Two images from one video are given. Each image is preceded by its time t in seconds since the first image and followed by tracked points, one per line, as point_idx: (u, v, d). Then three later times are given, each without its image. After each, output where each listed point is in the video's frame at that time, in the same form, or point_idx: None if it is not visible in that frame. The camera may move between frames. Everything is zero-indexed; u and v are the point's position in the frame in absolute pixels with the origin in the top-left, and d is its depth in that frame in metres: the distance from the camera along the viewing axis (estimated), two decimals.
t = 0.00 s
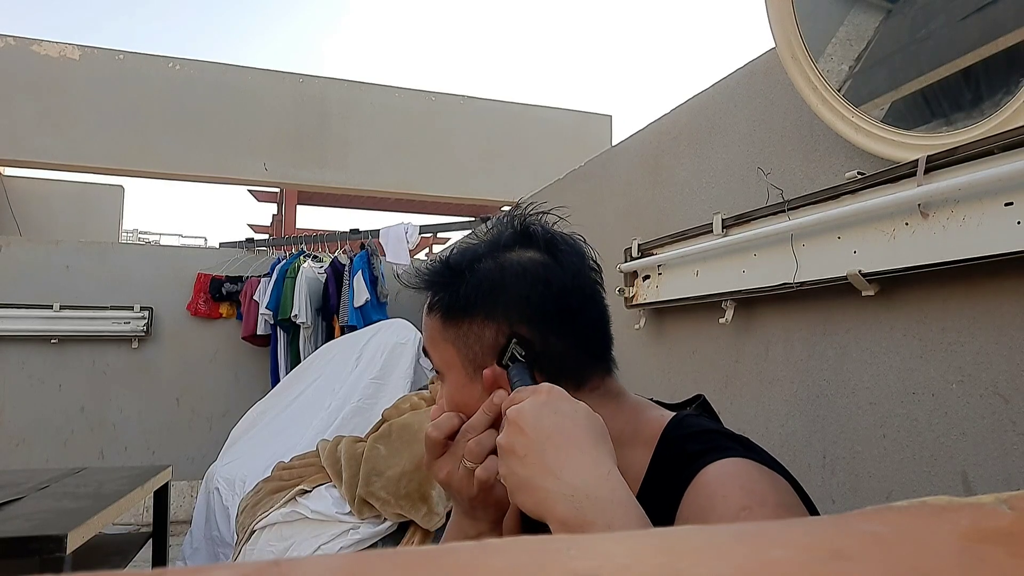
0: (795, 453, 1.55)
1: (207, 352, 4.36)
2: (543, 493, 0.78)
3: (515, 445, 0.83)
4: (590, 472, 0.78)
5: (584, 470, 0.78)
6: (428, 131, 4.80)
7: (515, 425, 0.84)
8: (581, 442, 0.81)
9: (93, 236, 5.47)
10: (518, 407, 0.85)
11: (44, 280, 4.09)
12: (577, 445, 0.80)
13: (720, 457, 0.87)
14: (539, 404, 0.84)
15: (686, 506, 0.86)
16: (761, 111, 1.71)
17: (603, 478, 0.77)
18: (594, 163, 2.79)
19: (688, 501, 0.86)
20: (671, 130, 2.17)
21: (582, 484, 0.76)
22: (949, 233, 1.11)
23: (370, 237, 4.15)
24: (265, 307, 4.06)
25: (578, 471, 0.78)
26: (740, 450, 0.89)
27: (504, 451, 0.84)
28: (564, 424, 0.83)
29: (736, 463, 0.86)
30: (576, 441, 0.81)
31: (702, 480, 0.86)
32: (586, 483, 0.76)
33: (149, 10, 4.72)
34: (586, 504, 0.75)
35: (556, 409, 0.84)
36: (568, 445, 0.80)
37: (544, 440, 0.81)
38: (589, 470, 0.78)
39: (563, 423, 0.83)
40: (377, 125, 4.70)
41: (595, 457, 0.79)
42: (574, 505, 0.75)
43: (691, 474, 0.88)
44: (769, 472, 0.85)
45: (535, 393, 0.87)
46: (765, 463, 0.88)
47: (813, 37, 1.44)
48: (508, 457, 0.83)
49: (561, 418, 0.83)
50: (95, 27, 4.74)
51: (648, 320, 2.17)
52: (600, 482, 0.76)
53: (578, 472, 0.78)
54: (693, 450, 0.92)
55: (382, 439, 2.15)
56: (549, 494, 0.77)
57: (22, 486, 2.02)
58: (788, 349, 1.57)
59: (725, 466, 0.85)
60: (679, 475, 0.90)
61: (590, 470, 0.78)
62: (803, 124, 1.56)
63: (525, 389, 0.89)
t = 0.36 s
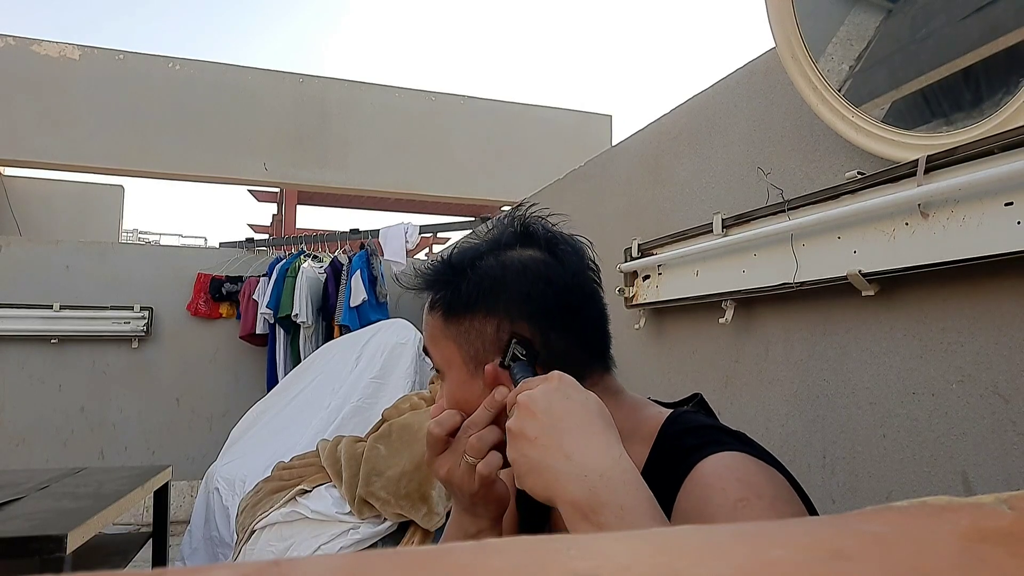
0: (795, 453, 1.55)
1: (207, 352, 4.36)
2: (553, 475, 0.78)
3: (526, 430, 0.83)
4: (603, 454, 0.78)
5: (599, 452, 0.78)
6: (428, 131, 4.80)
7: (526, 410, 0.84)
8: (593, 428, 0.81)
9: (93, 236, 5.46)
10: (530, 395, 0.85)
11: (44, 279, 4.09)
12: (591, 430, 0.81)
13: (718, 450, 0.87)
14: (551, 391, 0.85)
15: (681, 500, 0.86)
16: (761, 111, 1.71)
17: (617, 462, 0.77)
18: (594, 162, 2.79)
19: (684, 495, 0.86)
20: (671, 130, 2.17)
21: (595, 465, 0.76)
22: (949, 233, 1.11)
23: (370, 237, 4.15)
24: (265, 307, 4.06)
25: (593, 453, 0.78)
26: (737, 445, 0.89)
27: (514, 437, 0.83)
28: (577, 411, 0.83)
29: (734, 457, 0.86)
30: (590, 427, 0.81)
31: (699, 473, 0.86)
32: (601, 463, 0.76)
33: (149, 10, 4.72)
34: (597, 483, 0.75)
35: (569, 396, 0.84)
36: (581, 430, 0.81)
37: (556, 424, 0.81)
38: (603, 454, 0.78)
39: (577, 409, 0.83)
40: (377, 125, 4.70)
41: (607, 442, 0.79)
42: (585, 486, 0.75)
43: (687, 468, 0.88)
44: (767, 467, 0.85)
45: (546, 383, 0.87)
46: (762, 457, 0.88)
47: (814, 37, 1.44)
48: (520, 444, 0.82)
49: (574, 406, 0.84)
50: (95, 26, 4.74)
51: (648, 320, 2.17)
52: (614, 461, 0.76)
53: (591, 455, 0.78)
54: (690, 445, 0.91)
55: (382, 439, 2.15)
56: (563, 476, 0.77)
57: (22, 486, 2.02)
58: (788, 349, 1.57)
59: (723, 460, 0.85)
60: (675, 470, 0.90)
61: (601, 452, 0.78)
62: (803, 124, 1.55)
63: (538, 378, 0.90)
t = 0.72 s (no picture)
0: (795, 453, 1.55)
1: (207, 352, 4.36)
2: (552, 486, 0.78)
3: (527, 439, 0.82)
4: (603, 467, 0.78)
5: (598, 464, 0.78)
6: (428, 131, 4.80)
7: (527, 419, 0.83)
8: (592, 440, 0.81)
9: (93, 236, 5.47)
10: (530, 404, 0.85)
11: (44, 280, 4.09)
12: (592, 444, 0.81)
13: (715, 455, 0.88)
14: (554, 401, 0.85)
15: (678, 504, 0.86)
16: (761, 111, 1.71)
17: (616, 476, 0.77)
18: (594, 162, 2.79)
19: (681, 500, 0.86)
20: (671, 130, 2.17)
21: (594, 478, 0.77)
22: (949, 233, 1.11)
23: (370, 237, 4.15)
24: (265, 307, 4.06)
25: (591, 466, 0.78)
26: (735, 449, 0.89)
27: (513, 444, 0.83)
28: (577, 424, 0.83)
29: (731, 462, 0.86)
30: (589, 442, 0.81)
31: (697, 477, 0.86)
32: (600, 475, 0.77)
33: (150, 11, 4.73)
34: (598, 497, 0.75)
35: (571, 409, 0.85)
36: (581, 441, 0.81)
37: (558, 436, 0.81)
38: (602, 466, 0.78)
39: (578, 422, 0.83)
40: (376, 125, 4.71)
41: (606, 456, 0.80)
42: (582, 498, 0.75)
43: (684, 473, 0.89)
44: (762, 470, 0.85)
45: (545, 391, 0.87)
46: (759, 460, 0.88)
47: (814, 37, 1.44)
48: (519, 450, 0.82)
49: (573, 418, 0.83)
50: (94, 26, 4.74)
51: (648, 320, 2.17)
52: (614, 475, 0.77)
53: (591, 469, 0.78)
54: (688, 449, 0.92)
55: (382, 439, 2.16)
56: (562, 489, 0.77)
57: (22, 486, 2.02)
58: (788, 349, 1.57)
59: (719, 465, 0.85)
60: (672, 475, 0.90)
61: (602, 467, 0.78)
62: (803, 124, 1.56)
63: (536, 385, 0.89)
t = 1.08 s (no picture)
0: (795, 453, 1.55)
1: (207, 351, 4.36)
2: None
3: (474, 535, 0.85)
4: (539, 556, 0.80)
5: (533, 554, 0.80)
6: (428, 130, 4.80)
7: (475, 519, 0.85)
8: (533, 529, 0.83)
9: (93, 236, 5.47)
10: (478, 497, 0.87)
11: (44, 279, 4.09)
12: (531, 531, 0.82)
13: (722, 464, 0.88)
14: (503, 503, 0.85)
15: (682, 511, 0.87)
16: (761, 111, 1.71)
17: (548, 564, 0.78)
18: (594, 162, 2.79)
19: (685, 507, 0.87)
20: (671, 130, 2.17)
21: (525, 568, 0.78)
22: (949, 233, 1.11)
23: (370, 237, 4.15)
24: (265, 307, 4.06)
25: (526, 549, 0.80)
26: (740, 460, 0.89)
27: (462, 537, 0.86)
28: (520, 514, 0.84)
29: (735, 471, 0.86)
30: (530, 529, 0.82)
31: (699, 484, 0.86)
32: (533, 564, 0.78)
33: (150, 10, 4.72)
34: None
35: (515, 500, 0.85)
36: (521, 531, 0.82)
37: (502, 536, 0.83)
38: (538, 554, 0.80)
39: (518, 516, 0.84)
40: (377, 125, 4.71)
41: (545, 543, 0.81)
42: None
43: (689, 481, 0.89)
44: (765, 479, 0.85)
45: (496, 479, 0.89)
46: (763, 467, 0.88)
47: (814, 37, 1.44)
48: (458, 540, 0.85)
49: (519, 510, 0.84)
50: (95, 26, 4.74)
51: (648, 320, 2.17)
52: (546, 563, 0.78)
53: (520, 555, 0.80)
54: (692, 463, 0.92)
55: (383, 439, 2.16)
56: None
57: (22, 486, 2.02)
58: (788, 349, 1.57)
59: (722, 475, 0.86)
60: (677, 488, 0.91)
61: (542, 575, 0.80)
62: (803, 124, 1.56)
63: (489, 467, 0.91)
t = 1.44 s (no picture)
0: (795, 453, 1.55)
1: (207, 352, 4.36)
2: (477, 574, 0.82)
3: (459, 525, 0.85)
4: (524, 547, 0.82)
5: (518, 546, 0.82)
6: (428, 130, 4.80)
7: (459, 509, 0.86)
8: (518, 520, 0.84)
9: (93, 236, 5.47)
10: (464, 488, 0.88)
11: (44, 280, 4.09)
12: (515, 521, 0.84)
13: (717, 459, 0.88)
14: (488, 493, 0.86)
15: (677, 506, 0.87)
16: (761, 111, 1.71)
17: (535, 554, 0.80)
18: (594, 162, 2.79)
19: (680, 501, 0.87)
20: (671, 130, 2.17)
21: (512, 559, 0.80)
22: (949, 233, 1.11)
23: (370, 237, 4.15)
24: (265, 307, 4.06)
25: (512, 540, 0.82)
26: (736, 455, 0.89)
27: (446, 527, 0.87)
28: (506, 505, 0.85)
29: (730, 467, 0.86)
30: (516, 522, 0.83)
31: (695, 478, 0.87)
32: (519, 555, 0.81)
33: (150, 11, 4.72)
34: None
35: (501, 492, 0.86)
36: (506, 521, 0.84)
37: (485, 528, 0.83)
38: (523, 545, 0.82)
39: (504, 508, 0.85)
40: (377, 125, 4.71)
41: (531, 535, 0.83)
42: None
43: (684, 475, 0.89)
44: (762, 475, 0.85)
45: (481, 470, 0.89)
46: (758, 463, 0.89)
47: (813, 37, 1.44)
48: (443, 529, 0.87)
49: (505, 502, 0.85)
50: (94, 27, 4.74)
51: (648, 320, 2.17)
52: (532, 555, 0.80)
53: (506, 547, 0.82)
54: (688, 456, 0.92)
55: (382, 439, 2.16)
56: None
57: (22, 486, 2.02)
58: (788, 349, 1.57)
59: (717, 468, 0.86)
60: (673, 483, 0.91)
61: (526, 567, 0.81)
62: (803, 124, 1.55)
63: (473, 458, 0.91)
